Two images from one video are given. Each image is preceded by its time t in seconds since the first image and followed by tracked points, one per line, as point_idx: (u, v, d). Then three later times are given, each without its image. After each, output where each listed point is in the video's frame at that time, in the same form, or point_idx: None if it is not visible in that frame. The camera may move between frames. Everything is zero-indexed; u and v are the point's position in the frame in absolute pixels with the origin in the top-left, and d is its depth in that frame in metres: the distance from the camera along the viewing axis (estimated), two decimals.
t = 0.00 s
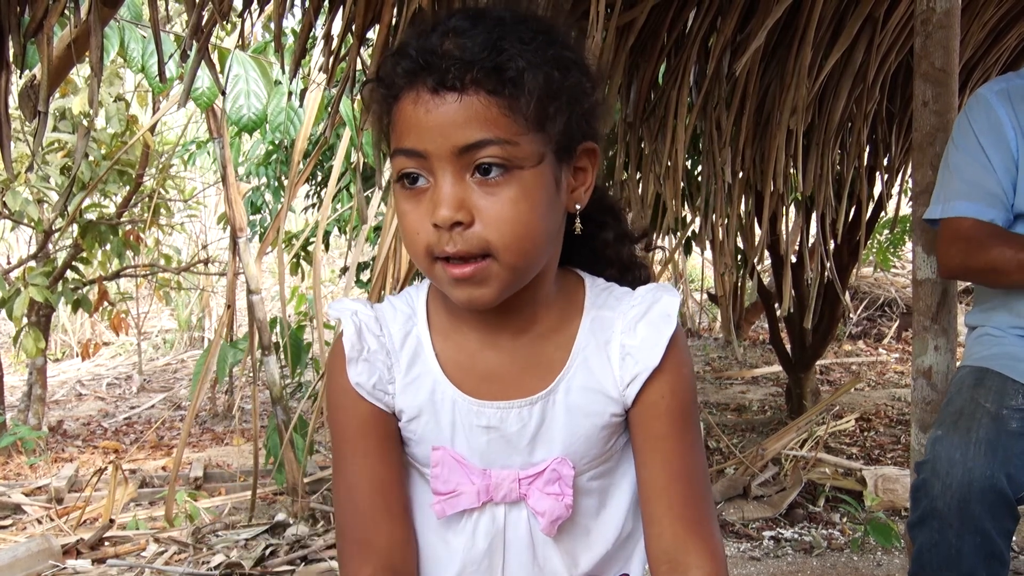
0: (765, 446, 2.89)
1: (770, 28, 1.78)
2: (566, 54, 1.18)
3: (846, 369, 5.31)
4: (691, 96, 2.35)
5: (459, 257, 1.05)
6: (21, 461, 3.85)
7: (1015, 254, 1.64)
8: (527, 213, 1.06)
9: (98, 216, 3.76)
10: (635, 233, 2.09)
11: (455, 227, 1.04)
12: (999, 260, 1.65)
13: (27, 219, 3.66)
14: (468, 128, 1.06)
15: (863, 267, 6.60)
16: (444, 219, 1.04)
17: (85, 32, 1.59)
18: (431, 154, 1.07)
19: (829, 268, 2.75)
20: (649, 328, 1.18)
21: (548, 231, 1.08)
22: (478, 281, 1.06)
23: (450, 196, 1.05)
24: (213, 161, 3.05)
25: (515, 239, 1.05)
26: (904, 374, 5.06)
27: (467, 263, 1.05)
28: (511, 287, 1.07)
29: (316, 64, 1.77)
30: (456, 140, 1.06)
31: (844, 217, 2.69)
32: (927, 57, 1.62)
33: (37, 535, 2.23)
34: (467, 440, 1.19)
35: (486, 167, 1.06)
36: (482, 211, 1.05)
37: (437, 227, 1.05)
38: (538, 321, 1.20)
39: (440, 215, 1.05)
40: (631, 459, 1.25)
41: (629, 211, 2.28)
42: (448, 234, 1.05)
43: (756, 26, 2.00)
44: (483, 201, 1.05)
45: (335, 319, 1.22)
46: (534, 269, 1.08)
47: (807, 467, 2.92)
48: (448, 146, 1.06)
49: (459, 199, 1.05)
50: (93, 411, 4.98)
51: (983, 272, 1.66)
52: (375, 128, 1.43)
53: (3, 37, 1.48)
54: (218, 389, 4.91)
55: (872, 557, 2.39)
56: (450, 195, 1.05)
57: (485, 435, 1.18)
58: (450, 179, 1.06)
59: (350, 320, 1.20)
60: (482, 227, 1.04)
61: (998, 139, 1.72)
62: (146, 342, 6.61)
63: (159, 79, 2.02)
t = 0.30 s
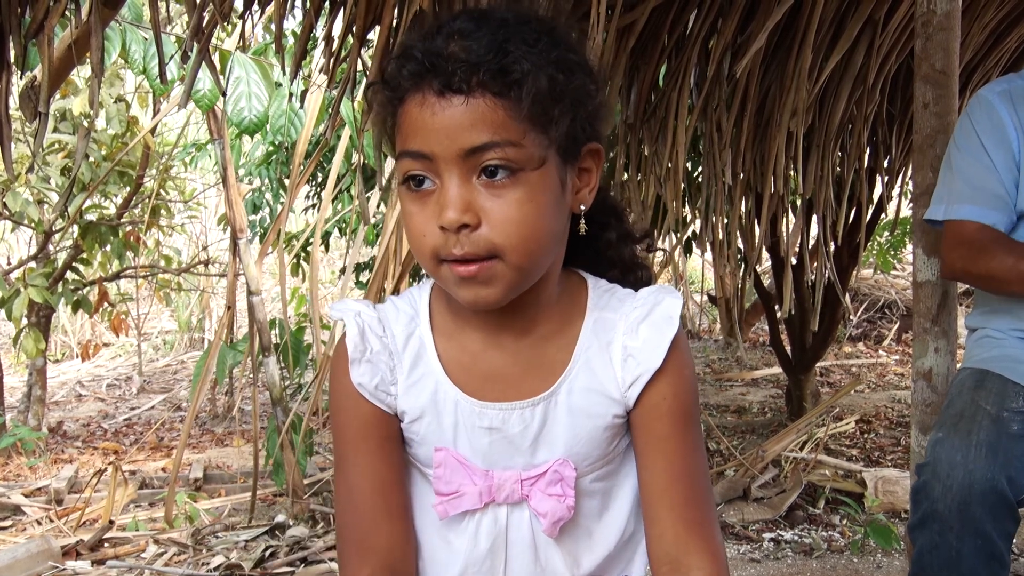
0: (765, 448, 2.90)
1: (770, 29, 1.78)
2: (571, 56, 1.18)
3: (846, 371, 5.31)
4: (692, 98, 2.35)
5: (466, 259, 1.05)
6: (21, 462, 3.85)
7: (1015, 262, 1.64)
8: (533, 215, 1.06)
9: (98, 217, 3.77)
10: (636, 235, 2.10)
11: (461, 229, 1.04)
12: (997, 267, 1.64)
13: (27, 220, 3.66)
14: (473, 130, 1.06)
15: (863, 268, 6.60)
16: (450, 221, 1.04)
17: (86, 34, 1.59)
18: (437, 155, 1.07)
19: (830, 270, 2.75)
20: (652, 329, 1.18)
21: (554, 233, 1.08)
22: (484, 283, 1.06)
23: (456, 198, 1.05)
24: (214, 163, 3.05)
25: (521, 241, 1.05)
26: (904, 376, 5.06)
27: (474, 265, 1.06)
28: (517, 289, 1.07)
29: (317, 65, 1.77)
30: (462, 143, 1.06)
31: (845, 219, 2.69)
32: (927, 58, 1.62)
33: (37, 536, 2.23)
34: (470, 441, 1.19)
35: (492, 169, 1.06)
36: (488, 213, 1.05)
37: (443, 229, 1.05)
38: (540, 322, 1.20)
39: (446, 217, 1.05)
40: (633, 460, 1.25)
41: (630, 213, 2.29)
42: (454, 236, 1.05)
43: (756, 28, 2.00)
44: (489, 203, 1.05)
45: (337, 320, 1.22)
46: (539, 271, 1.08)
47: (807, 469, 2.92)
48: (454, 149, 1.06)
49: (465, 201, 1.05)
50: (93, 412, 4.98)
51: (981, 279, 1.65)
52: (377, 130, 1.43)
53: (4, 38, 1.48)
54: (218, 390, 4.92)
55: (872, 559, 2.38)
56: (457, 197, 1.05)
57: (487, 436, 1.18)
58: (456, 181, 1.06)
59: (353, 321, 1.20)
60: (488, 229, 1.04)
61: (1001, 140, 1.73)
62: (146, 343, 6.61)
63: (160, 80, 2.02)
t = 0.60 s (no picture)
0: (765, 451, 2.91)
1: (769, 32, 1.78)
2: (572, 57, 1.18)
3: (845, 373, 5.32)
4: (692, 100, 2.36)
5: (464, 259, 1.05)
6: (20, 464, 3.85)
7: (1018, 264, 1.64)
8: (533, 215, 1.06)
9: (97, 219, 3.76)
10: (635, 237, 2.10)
11: (460, 229, 1.04)
12: (999, 269, 1.65)
13: (26, 223, 3.66)
14: (473, 129, 1.06)
15: (863, 270, 6.60)
16: (449, 221, 1.04)
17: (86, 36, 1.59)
18: (437, 155, 1.07)
19: (829, 272, 2.75)
20: (652, 332, 1.18)
21: (553, 234, 1.08)
22: (483, 283, 1.06)
23: (455, 198, 1.05)
24: (214, 165, 3.05)
25: (520, 241, 1.05)
26: (903, 378, 5.06)
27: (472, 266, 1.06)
28: (516, 289, 1.07)
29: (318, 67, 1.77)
30: (462, 142, 1.06)
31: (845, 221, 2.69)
32: (926, 61, 1.61)
33: (36, 539, 2.23)
34: (469, 444, 1.18)
35: (491, 169, 1.06)
36: (486, 213, 1.05)
37: (441, 229, 1.05)
38: (541, 324, 1.20)
39: (445, 217, 1.05)
40: (633, 463, 1.25)
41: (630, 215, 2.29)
42: (453, 236, 1.05)
43: (756, 30, 2.00)
44: (488, 203, 1.05)
45: (337, 321, 1.22)
46: (539, 272, 1.08)
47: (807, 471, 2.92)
48: (453, 148, 1.06)
49: (464, 201, 1.05)
50: (92, 415, 4.98)
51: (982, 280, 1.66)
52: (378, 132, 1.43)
53: (3, 40, 1.48)
54: (218, 393, 4.91)
55: (872, 562, 2.38)
56: (456, 197, 1.05)
57: (487, 439, 1.18)
58: (455, 181, 1.06)
59: (353, 322, 1.20)
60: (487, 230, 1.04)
61: (1000, 143, 1.73)
62: (145, 346, 6.60)
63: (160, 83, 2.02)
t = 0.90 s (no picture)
0: (764, 452, 2.91)
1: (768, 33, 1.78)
2: (567, 59, 1.18)
3: (844, 374, 5.32)
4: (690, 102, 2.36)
5: (455, 259, 1.05)
6: (19, 466, 3.85)
7: None
8: (525, 216, 1.06)
9: (97, 221, 3.76)
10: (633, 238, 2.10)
11: (451, 229, 1.04)
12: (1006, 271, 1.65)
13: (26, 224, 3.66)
14: (464, 129, 1.06)
15: (862, 272, 6.61)
16: (439, 220, 1.04)
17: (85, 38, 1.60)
18: (428, 154, 1.07)
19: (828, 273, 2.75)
20: (648, 333, 1.18)
21: (546, 234, 1.08)
22: (474, 282, 1.05)
23: (446, 197, 1.05)
24: (213, 167, 3.05)
25: (511, 241, 1.04)
26: (902, 380, 5.07)
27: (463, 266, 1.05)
28: (507, 290, 1.07)
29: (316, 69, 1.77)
30: (453, 141, 1.06)
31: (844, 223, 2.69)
32: (924, 63, 1.60)
33: (36, 541, 2.22)
34: (465, 446, 1.18)
35: (482, 169, 1.06)
36: (477, 212, 1.04)
37: (432, 229, 1.05)
38: (536, 326, 1.20)
39: (435, 216, 1.05)
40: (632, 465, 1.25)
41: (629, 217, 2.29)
42: (444, 236, 1.05)
43: (756, 31, 2.00)
44: (478, 203, 1.05)
45: (333, 323, 1.22)
46: (532, 273, 1.08)
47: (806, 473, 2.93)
48: (445, 147, 1.06)
49: (454, 200, 1.05)
50: (91, 417, 4.97)
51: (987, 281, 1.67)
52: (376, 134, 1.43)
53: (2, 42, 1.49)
54: (217, 395, 4.91)
55: (871, 563, 2.38)
56: (446, 196, 1.05)
57: (483, 441, 1.18)
58: (446, 180, 1.06)
59: (349, 324, 1.20)
60: (478, 230, 1.04)
61: (1001, 143, 1.74)
62: (145, 347, 6.60)
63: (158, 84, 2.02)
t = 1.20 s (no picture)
0: (763, 452, 2.91)
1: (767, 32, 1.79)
2: (565, 59, 1.18)
3: (843, 374, 5.33)
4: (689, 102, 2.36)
5: (452, 259, 1.04)
6: (18, 466, 3.85)
7: (1015, 266, 1.63)
8: (522, 216, 1.05)
9: (95, 221, 3.76)
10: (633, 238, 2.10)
11: (448, 229, 1.03)
12: (997, 272, 1.64)
13: (24, 224, 3.65)
14: (461, 129, 1.06)
15: (861, 272, 6.61)
16: (436, 221, 1.03)
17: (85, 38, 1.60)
18: (425, 153, 1.07)
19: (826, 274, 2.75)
20: (647, 333, 1.18)
21: (543, 235, 1.08)
22: (470, 282, 1.05)
23: (443, 197, 1.04)
24: (211, 166, 3.05)
25: (508, 242, 1.04)
26: (901, 380, 5.07)
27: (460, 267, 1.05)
28: (503, 290, 1.07)
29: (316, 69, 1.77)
30: (451, 142, 1.06)
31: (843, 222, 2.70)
32: (924, 62, 1.61)
33: (35, 542, 2.22)
34: (464, 447, 1.18)
35: (480, 169, 1.06)
36: (474, 213, 1.04)
37: (429, 229, 1.05)
38: (534, 327, 1.20)
39: (432, 216, 1.04)
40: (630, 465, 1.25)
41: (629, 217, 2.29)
42: (441, 236, 1.04)
43: (755, 30, 2.01)
44: (475, 203, 1.04)
45: (331, 323, 1.22)
46: (528, 273, 1.08)
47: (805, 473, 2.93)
48: (442, 148, 1.06)
49: (451, 200, 1.04)
50: (90, 417, 4.97)
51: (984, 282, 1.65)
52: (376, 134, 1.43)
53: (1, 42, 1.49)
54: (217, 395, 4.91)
55: (871, 563, 2.39)
56: (444, 197, 1.04)
57: (481, 441, 1.18)
58: (444, 180, 1.05)
59: (348, 324, 1.19)
60: (475, 231, 1.04)
61: (998, 144, 1.74)
62: (143, 347, 6.59)
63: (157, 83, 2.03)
